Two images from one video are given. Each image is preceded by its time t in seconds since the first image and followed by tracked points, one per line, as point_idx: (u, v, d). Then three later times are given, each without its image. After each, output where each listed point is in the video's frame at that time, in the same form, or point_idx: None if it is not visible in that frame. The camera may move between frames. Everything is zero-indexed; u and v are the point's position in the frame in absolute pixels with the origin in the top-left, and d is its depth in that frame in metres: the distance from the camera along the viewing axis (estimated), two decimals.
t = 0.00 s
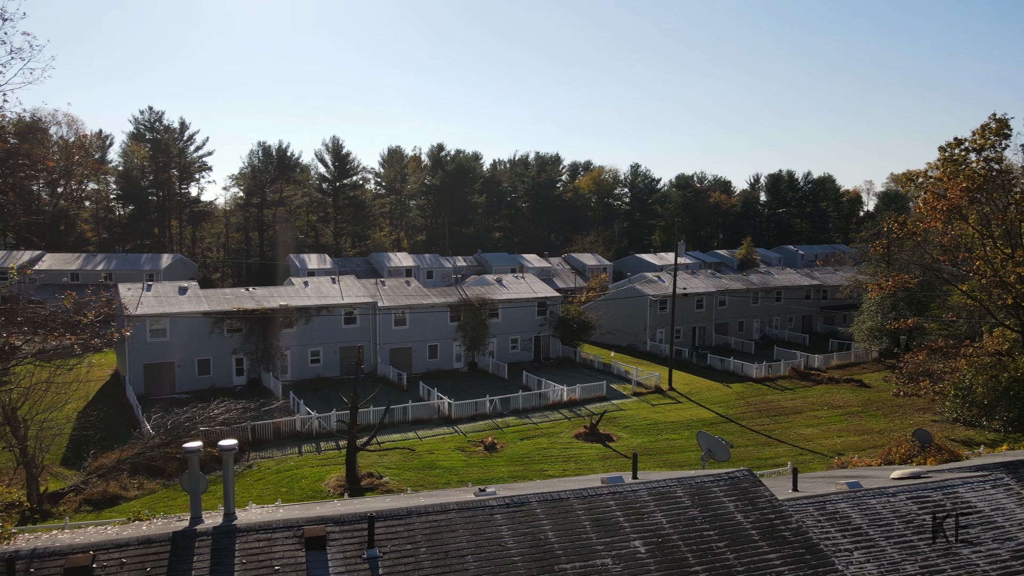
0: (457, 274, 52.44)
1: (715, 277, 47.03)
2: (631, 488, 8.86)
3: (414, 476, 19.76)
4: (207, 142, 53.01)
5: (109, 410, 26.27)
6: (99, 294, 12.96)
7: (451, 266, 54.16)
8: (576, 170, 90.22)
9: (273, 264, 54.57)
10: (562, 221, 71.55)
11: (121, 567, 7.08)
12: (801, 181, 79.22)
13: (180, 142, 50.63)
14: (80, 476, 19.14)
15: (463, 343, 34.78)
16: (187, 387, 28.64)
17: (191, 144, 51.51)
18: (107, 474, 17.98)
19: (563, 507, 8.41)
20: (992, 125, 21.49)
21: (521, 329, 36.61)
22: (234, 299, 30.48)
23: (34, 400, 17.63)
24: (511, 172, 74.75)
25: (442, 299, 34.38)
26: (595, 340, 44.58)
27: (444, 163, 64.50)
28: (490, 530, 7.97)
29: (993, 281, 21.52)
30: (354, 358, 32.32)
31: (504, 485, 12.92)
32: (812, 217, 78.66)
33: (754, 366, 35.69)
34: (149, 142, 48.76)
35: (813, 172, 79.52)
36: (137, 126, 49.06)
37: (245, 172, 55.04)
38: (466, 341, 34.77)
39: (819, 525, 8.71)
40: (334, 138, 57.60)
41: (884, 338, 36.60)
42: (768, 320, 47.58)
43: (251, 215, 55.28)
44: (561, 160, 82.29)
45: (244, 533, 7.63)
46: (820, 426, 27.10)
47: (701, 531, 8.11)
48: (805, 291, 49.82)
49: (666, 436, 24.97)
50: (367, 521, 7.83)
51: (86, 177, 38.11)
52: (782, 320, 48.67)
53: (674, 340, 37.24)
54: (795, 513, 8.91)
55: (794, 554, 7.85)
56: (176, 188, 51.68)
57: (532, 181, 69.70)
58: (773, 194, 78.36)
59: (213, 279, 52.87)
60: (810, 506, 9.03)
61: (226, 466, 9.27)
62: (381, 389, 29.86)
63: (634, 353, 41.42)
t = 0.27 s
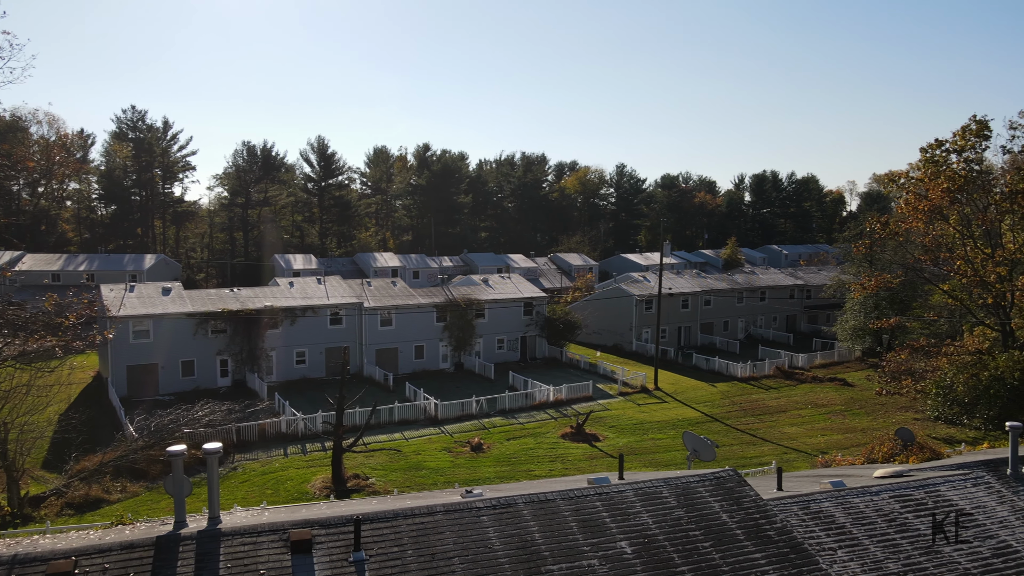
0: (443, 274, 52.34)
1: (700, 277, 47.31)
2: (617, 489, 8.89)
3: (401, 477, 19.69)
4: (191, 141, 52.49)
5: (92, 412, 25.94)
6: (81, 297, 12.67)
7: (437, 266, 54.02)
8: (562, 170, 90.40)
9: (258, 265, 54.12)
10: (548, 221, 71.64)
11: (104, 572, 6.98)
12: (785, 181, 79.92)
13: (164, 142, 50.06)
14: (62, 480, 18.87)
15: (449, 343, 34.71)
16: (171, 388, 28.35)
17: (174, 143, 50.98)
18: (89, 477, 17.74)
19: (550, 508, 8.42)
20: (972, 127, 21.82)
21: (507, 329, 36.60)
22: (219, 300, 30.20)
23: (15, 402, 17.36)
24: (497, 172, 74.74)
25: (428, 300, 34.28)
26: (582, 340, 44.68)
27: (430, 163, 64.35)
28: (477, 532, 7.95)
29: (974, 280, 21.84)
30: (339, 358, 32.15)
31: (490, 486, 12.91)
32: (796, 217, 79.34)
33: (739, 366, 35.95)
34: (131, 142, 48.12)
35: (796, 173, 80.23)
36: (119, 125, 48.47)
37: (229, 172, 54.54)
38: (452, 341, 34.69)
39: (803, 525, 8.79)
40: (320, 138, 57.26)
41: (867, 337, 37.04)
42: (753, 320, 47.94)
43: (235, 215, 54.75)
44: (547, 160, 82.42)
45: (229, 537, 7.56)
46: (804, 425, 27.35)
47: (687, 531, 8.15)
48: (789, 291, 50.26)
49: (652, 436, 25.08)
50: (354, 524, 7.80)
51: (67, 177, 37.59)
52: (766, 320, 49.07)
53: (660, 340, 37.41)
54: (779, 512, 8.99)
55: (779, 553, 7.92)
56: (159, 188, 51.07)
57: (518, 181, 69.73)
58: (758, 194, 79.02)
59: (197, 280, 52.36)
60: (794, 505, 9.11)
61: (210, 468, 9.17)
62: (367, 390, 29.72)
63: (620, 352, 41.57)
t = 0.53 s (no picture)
0: (429, 274, 52.21)
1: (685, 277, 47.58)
2: (603, 490, 8.91)
3: (386, 478, 19.61)
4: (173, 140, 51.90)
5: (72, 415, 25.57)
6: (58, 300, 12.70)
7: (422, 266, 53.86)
8: (547, 171, 90.55)
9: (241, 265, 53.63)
10: (534, 222, 71.71)
11: None
12: (768, 182, 80.62)
13: (146, 141, 49.44)
14: (42, 483, 18.58)
15: (434, 344, 34.62)
16: (153, 390, 28.02)
17: (156, 142, 50.39)
18: (70, 480, 17.49)
19: (535, 510, 8.43)
20: (952, 128, 22.14)
21: (493, 330, 36.57)
22: (202, 301, 29.90)
23: None
24: (482, 172, 74.70)
25: (413, 300, 34.17)
26: (567, 340, 44.76)
27: (415, 162, 64.16)
28: (463, 534, 7.94)
29: (953, 279, 22.16)
30: (324, 359, 31.95)
31: (476, 488, 12.89)
32: (779, 217, 80.03)
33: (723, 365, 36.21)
34: (113, 141, 47.40)
35: (779, 173, 80.97)
36: (100, 124, 47.80)
37: (212, 172, 54.01)
38: (437, 342, 34.60)
39: (787, 524, 8.87)
40: (304, 138, 56.87)
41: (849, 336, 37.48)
42: (737, 319, 48.30)
43: (218, 215, 54.12)
44: (532, 160, 82.52)
45: (213, 541, 7.49)
46: (788, 423, 27.61)
47: (673, 532, 8.19)
48: (772, 291, 50.71)
49: (637, 435, 25.19)
50: (339, 527, 7.75)
51: (47, 176, 36.99)
52: (750, 320, 49.46)
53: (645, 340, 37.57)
54: (763, 511, 9.07)
55: (763, 552, 7.99)
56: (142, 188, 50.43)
57: (503, 181, 69.73)
58: (741, 194, 79.70)
59: (179, 280, 51.79)
60: (779, 505, 9.19)
61: (194, 471, 9.07)
62: (352, 391, 29.56)
63: (605, 352, 41.69)
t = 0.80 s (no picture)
0: (414, 275, 52.05)
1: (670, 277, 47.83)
2: (589, 491, 8.95)
3: (372, 480, 19.54)
4: (155, 140, 51.29)
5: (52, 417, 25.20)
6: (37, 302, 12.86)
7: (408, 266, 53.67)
8: (532, 171, 90.67)
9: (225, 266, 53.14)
10: (519, 222, 71.77)
11: None
12: (752, 182, 81.31)
13: (127, 141, 48.79)
14: (21, 487, 18.27)
15: (420, 344, 34.51)
16: (135, 392, 27.68)
17: (138, 141, 49.78)
18: (51, 484, 17.23)
19: (521, 510, 8.46)
20: (932, 129, 22.47)
21: (478, 330, 36.54)
22: (185, 301, 29.58)
23: None
24: (468, 172, 74.63)
25: (398, 301, 34.05)
26: (553, 339, 44.82)
27: (400, 162, 63.95)
28: (449, 536, 7.93)
29: (934, 279, 22.49)
30: (309, 360, 31.74)
31: (461, 489, 12.88)
32: (763, 217, 80.71)
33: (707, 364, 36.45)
34: (94, 140, 46.66)
35: (763, 174, 81.70)
36: (80, 122, 47.13)
37: (195, 172, 53.45)
38: (423, 342, 34.49)
39: (771, 522, 8.96)
40: (288, 137, 56.46)
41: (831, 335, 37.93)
42: (721, 319, 48.65)
43: (201, 215, 53.36)
44: (517, 160, 82.59)
45: (197, 545, 7.42)
46: (771, 422, 27.87)
47: (658, 531, 8.24)
48: (756, 290, 51.14)
49: (622, 435, 25.29)
50: (324, 529, 7.72)
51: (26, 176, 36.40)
52: (734, 319, 49.84)
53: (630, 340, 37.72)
54: (748, 510, 9.15)
55: (748, 551, 8.07)
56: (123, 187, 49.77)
57: (488, 181, 69.72)
58: (725, 195, 80.37)
59: (162, 281, 51.20)
60: (763, 504, 9.27)
61: (177, 474, 8.97)
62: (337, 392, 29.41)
63: (590, 352, 41.82)
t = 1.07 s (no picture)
0: (399, 275, 51.89)
1: (655, 276, 48.07)
2: (575, 491, 8.97)
3: (357, 481, 19.43)
4: (137, 139, 50.72)
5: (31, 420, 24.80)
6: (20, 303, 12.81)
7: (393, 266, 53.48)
8: (517, 171, 90.77)
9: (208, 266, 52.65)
10: (504, 222, 71.81)
11: None
12: (735, 183, 81.93)
13: (109, 140, 48.36)
14: None
15: (405, 345, 34.39)
16: (116, 394, 27.32)
17: (120, 141, 49.21)
18: (29, 488, 16.96)
19: (507, 512, 8.45)
20: (912, 131, 22.78)
21: (464, 330, 36.48)
22: (167, 302, 29.26)
23: None
24: (453, 172, 74.55)
25: (384, 301, 33.92)
26: (538, 339, 44.88)
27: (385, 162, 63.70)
28: (435, 537, 7.92)
29: (914, 278, 22.76)
30: (294, 361, 31.53)
31: (447, 490, 12.85)
32: (746, 217, 81.33)
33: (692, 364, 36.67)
34: (74, 139, 46.23)
35: (747, 174, 82.37)
36: (60, 121, 46.48)
37: (177, 171, 52.92)
38: (408, 343, 34.38)
39: (756, 521, 9.03)
40: (272, 137, 56.05)
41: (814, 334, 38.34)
42: (705, 319, 48.98)
43: (185, 215, 52.35)
44: (503, 160, 82.64)
45: (180, 549, 7.34)
46: (755, 421, 28.09)
47: (644, 531, 8.28)
48: (740, 290, 51.54)
49: (608, 435, 25.37)
50: (309, 532, 7.66)
51: (5, 175, 35.85)
52: (719, 319, 50.19)
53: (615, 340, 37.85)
54: (732, 510, 9.22)
55: (732, 550, 8.13)
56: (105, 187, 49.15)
57: (474, 181, 69.70)
58: (709, 195, 80.93)
59: (144, 282, 50.64)
60: (747, 503, 9.35)
61: (160, 478, 8.85)
62: (322, 393, 29.23)
63: (576, 352, 41.92)
